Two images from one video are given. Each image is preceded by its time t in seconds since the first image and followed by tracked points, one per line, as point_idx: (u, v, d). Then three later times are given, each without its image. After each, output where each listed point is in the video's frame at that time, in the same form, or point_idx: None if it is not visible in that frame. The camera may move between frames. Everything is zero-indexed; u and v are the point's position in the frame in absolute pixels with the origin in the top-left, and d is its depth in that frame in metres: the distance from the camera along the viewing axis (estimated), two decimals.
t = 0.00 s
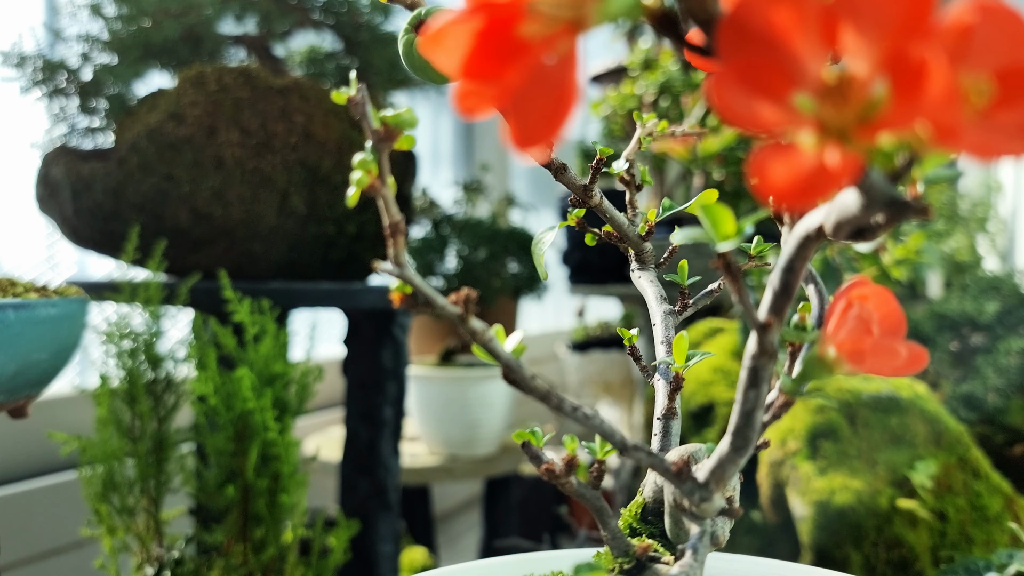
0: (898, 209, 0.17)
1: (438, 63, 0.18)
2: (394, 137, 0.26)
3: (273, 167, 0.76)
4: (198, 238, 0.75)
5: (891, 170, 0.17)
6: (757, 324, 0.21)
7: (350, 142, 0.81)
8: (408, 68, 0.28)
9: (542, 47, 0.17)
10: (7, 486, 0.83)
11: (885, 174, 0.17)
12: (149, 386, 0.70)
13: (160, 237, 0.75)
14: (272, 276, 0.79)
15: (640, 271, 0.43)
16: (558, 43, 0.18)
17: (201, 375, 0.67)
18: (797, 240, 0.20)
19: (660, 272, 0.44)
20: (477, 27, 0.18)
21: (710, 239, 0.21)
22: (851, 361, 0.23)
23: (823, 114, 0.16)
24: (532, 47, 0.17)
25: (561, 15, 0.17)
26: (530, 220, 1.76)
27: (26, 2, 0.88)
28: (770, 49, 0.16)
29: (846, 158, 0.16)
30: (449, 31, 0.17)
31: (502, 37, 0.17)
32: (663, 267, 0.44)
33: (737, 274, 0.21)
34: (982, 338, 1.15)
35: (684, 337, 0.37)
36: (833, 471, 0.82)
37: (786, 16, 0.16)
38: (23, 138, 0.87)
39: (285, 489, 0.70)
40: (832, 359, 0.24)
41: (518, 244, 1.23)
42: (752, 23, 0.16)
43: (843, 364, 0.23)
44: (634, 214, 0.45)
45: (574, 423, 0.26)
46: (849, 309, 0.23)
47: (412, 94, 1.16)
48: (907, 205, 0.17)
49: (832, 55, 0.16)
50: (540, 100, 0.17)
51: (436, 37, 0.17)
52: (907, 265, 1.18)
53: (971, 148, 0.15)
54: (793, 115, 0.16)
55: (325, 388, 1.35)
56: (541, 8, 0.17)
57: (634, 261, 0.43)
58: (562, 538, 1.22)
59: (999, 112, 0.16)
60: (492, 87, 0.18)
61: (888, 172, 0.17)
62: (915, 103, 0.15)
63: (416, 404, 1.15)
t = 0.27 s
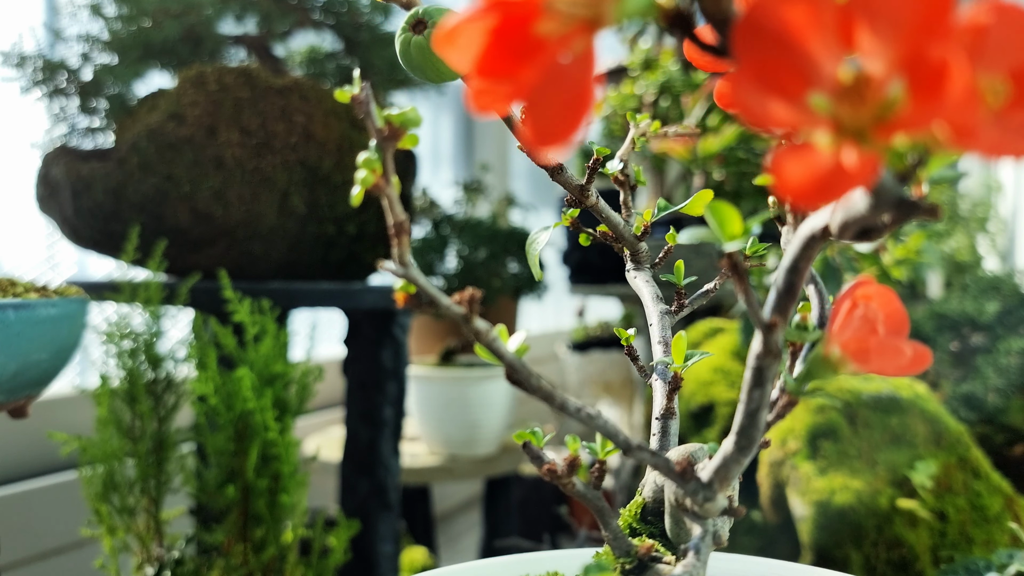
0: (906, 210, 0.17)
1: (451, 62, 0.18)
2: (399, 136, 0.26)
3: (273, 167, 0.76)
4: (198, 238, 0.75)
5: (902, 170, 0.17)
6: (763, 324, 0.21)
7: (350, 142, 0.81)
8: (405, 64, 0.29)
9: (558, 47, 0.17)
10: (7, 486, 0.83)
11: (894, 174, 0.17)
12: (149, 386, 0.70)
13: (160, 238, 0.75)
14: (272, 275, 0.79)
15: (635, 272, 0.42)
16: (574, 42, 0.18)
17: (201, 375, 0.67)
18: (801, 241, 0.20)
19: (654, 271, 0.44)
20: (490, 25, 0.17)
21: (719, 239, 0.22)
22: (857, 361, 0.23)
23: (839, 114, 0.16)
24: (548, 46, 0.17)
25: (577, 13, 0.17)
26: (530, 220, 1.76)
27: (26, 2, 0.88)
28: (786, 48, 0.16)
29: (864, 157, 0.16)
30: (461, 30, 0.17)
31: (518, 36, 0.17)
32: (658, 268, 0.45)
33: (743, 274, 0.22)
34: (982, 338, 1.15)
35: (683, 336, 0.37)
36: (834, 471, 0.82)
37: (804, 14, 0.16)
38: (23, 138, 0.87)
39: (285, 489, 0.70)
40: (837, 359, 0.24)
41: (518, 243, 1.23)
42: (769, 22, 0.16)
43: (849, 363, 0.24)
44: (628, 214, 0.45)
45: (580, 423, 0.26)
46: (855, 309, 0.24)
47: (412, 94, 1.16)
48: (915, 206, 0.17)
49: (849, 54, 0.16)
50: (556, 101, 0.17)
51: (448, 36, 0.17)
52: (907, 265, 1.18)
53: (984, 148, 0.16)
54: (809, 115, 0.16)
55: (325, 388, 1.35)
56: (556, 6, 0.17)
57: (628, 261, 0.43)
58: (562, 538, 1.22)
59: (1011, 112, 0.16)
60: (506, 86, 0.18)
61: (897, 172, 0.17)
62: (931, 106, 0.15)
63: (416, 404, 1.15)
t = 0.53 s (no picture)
0: (915, 210, 0.17)
1: (466, 60, 0.18)
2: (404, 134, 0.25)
3: (273, 167, 0.76)
4: (198, 238, 0.75)
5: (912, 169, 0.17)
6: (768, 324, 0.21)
7: (350, 142, 0.81)
8: (401, 65, 0.28)
9: (576, 46, 0.17)
10: (7, 486, 0.83)
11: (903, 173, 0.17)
12: (149, 386, 0.70)
13: (160, 238, 0.75)
14: (272, 275, 0.80)
15: (629, 271, 0.43)
16: (591, 41, 0.18)
17: (201, 375, 0.67)
18: (806, 241, 0.20)
19: (649, 271, 0.44)
20: (505, 23, 0.17)
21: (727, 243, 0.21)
22: (862, 361, 0.24)
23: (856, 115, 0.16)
24: (565, 46, 0.17)
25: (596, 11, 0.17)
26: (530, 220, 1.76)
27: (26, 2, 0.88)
28: (804, 48, 0.16)
29: (883, 157, 0.16)
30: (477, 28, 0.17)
31: (534, 35, 0.17)
32: (653, 268, 0.45)
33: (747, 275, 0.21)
34: (982, 338, 1.15)
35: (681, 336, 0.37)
36: (834, 471, 0.82)
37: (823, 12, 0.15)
38: (23, 138, 0.87)
39: (285, 489, 0.69)
40: (842, 358, 0.24)
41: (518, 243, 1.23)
42: (788, 21, 0.16)
43: (854, 363, 0.24)
44: (622, 214, 0.45)
45: (583, 424, 0.26)
46: (860, 310, 0.24)
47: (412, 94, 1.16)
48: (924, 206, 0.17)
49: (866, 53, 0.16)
50: (574, 101, 0.18)
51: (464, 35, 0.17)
52: (907, 265, 1.18)
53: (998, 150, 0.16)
54: (826, 116, 0.16)
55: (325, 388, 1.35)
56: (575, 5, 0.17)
57: (623, 261, 0.43)
58: (562, 538, 1.22)
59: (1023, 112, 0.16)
60: (521, 85, 0.18)
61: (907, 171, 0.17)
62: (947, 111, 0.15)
63: (416, 404, 1.15)
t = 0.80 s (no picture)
0: (924, 211, 0.17)
1: (482, 57, 0.18)
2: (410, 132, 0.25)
3: (273, 166, 0.76)
4: (198, 238, 0.75)
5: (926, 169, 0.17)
6: (776, 323, 0.21)
7: (350, 142, 0.81)
8: (398, 64, 0.28)
9: (595, 44, 0.18)
10: (7, 486, 0.83)
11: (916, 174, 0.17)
12: (149, 386, 0.70)
13: (161, 238, 0.75)
14: (272, 275, 0.80)
15: (623, 272, 0.42)
16: (611, 39, 0.18)
17: (201, 375, 0.67)
18: (811, 241, 0.20)
19: (643, 271, 0.44)
20: (523, 22, 0.17)
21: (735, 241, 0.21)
22: (868, 360, 0.24)
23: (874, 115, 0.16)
24: (585, 44, 0.17)
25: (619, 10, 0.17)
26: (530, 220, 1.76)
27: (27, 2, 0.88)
28: (822, 46, 0.15)
29: (902, 158, 0.16)
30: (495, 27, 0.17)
31: (554, 33, 0.17)
32: (648, 268, 0.45)
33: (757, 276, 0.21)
34: (982, 338, 1.15)
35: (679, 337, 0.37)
36: (834, 471, 0.82)
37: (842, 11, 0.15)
38: (23, 138, 0.87)
39: (285, 489, 0.69)
40: (848, 357, 0.24)
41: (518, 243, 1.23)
42: (806, 19, 0.15)
43: (859, 362, 0.24)
44: (615, 214, 0.45)
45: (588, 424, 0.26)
46: (866, 310, 0.24)
47: (412, 94, 1.16)
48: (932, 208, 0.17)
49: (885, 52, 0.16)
50: (597, 101, 0.18)
51: (481, 35, 0.17)
52: (907, 265, 1.19)
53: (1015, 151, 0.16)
54: (845, 114, 0.16)
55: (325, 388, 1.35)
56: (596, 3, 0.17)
57: (617, 261, 0.43)
58: (562, 538, 1.22)
59: None
60: (540, 82, 0.18)
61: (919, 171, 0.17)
62: (966, 112, 0.15)
63: (416, 404, 1.15)
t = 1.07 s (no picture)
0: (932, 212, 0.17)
1: (500, 56, 0.18)
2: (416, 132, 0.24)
3: (273, 166, 0.76)
4: (198, 238, 0.75)
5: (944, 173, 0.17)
6: (782, 322, 0.21)
7: (350, 142, 0.81)
8: (394, 62, 0.28)
9: (616, 43, 0.18)
10: (7, 485, 0.83)
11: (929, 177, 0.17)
12: (149, 386, 0.70)
13: (161, 238, 0.75)
14: (272, 275, 0.80)
15: (617, 271, 0.43)
16: (631, 39, 0.18)
17: (201, 375, 0.67)
18: (817, 240, 0.20)
19: (637, 271, 0.44)
20: (542, 19, 0.17)
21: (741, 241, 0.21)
22: (873, 359, 0.23)
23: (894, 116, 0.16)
24: (605, 43, 0.18)
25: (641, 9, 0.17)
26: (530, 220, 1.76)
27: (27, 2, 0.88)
28: (842, 46, 0.15)
29: (922, 159, 0.15)
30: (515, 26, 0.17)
31: (574, 31, 0.17)
32: (641, 268, 0.45)
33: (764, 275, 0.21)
34: (982, 338, 1.14)
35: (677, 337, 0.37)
36: (834, 471, 0.82)
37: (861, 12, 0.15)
38: (24, 138, 0.87)
39: (285, 489, 0.69)
40: (855, 356, 0.23)
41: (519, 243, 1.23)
42: (826, 20, 0.16)
43: (866, 361, 0.23)
44: (609, 214, 0.45)
45: (592, 425, 0.26)
46: (874, 308, 0.24)
47: (412, 93, 1.16)
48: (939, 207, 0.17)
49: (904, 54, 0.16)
50: (617, 98, 0.18)
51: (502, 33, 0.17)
52: (907, 265, 1.19)
53: None
54: (863, 114, 0.15)
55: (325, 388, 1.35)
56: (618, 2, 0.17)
57: (611, 261, 0.43)
58: (562, 538, 1.22)
59: None
60: (559, 81, 0.18)
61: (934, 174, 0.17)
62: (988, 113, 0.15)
63: (416, 404, 1.15)
